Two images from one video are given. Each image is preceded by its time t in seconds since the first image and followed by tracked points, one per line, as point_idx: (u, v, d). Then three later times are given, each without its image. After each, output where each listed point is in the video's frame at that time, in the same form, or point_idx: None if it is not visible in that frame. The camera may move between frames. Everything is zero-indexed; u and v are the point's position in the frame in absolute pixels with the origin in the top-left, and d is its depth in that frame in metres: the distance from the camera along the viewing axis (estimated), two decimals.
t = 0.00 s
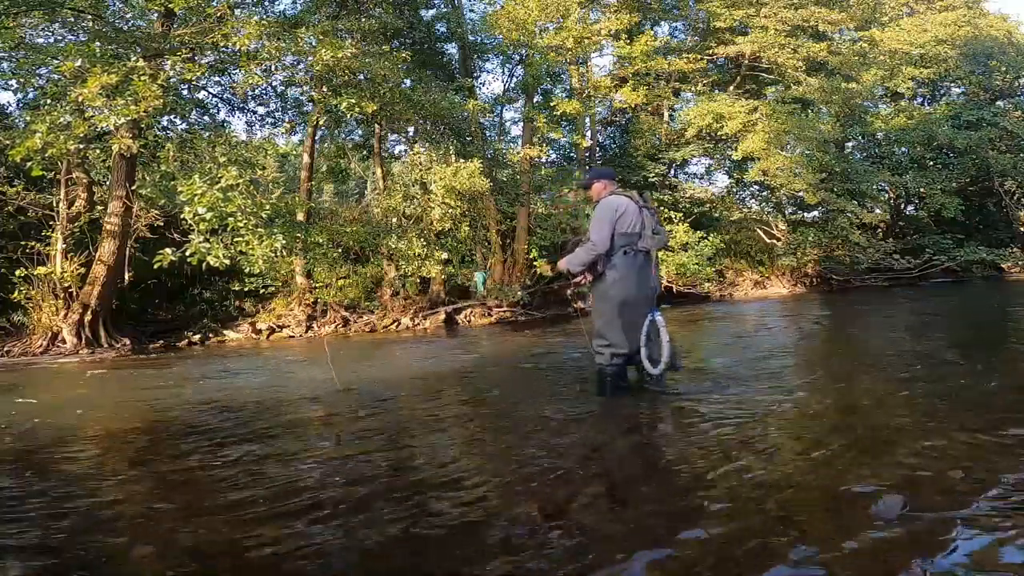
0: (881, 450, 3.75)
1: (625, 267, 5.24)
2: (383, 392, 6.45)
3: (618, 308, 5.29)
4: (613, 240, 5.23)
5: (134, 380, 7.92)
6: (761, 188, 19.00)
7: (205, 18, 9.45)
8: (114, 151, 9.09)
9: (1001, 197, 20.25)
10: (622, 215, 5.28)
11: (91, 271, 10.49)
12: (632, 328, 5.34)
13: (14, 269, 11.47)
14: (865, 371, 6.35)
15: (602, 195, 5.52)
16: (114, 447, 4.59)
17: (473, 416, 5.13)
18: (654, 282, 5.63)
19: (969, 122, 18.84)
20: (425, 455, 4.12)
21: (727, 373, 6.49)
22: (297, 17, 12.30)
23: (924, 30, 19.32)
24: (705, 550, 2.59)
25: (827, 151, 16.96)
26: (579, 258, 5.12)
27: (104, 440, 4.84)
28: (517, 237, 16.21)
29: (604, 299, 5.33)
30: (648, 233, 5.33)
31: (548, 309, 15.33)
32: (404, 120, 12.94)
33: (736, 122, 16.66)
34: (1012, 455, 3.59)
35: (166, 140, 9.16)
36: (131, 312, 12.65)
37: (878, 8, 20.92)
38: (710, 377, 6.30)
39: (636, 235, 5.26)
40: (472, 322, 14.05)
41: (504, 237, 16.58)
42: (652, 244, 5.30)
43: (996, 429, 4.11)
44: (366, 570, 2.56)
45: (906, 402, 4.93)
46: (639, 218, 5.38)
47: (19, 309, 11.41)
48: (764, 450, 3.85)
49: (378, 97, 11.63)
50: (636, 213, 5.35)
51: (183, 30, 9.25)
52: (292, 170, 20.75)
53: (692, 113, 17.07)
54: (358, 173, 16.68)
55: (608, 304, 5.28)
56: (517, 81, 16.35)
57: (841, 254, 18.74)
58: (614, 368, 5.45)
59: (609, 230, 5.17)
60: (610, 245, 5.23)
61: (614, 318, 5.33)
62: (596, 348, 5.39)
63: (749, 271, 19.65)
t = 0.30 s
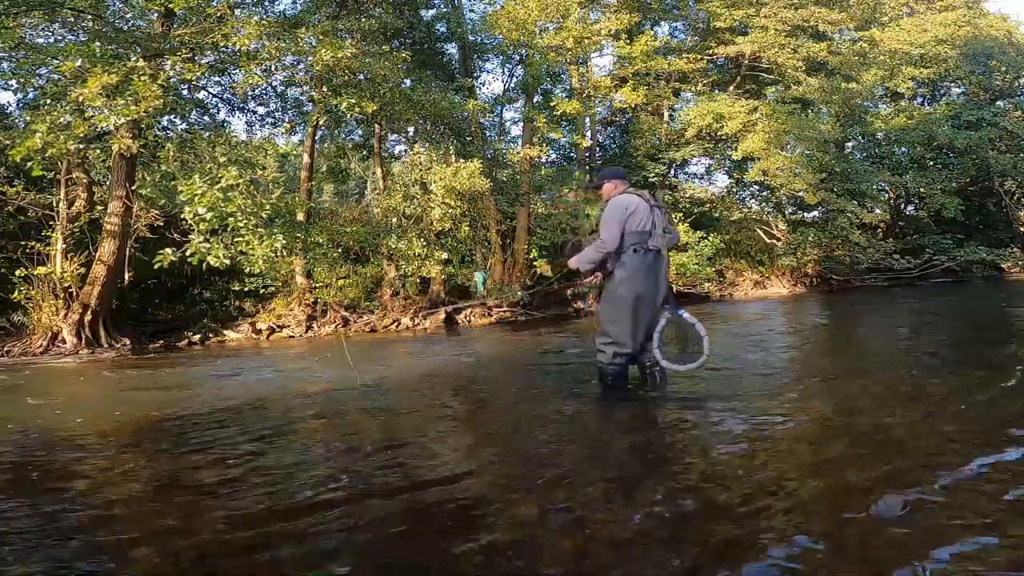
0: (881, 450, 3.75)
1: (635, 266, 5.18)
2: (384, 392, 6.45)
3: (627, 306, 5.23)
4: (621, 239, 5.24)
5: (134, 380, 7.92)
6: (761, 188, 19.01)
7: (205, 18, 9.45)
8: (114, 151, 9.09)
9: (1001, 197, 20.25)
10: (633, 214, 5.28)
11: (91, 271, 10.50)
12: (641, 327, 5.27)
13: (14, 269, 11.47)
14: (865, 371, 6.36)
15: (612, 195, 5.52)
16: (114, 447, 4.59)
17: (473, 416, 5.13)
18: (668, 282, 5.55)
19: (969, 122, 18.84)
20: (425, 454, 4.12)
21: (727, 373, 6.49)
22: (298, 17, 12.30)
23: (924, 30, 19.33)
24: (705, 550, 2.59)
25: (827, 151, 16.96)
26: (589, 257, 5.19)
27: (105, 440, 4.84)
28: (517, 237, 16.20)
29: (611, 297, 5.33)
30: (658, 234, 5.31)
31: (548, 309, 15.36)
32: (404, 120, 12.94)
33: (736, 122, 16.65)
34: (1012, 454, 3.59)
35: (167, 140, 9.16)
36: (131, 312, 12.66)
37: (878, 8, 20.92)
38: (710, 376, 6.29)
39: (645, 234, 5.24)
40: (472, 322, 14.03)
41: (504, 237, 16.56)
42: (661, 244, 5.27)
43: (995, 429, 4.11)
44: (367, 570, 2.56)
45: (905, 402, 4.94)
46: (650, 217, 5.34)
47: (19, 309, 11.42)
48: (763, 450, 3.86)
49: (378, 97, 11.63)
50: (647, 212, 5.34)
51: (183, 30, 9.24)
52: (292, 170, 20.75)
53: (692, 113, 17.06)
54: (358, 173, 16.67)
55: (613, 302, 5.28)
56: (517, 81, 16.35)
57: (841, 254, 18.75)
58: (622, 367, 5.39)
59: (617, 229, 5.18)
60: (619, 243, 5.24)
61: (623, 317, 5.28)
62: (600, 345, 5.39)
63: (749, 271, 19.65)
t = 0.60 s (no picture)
0: (882, 450, 3.75)
1: (635, 261, 5.17)
2: (384, 392, 6.45)
3: (625, 300, 5.21)
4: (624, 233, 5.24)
5: (134, 379, 7.92)
6: (761, 188, 19.02)
7: (205, 18, 9.45)
8: (114, 151, 9.10)
9: (1001, 197, 20.24)
10: (637, 210, 5.27)
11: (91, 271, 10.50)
12: (639, 323, 5.24)
13: (14, 269, 11.47)
14: (866, 371, 6.35)
15: (619, 192, 5.50)
16: (114, 447, 4.58)
17: (473, 416, 5.12)
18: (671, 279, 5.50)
19: (969, 122, 18.84)
20: (425, 455, 4.11)
21: (727, 373, 6.47)
22: (297, 17, 12.30)
23: (924, 30, 19.33)
24: (705, 550, 2.59)
25: (827, 151, 16.96)
26: (591, 250, 5.16)
27: (104, 440, 4.84)
28: (517, 236, 16.20)
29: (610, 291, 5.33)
30: (662, 230, 5.28)
31: (548, 309, 15.37)
32: (404, 120, 12.94)
33: (736, 122, 16.66)
34: (1012, 454, 3.59)
35: (167, 140, 9.17)
36: (131, 312, 12.66)
37: (878, 8, 20.92)
38: (711, 376, 6.28)
39: (648, 230, 5.22)
40: (472, 322, 14.02)
41: (504, 237, 16.56)
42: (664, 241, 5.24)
43: (996, 429, 4.11)
44: (367, 570, 2.55)
45: (906, 402, 4.93)
46: (655, 214, 5.31)
47: (19, 309, 11.42)
48: (764, 450, 3.85)
49: (378, 97, 11.63)
50: (651, 209, 5.32)
51: (183, 30, 9.24)
52: (292, 170, 20.76)
53: (692, 113, 17.07)
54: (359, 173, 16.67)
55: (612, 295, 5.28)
56: (517, 81, 16.35)
57: (841, 254, 18.74)
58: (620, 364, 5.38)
59: (620, 223, 5.18)
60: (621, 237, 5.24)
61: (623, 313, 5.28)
62: (596, 338, 5.40)
63: (749, 271, 19.64)
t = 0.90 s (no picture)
0: (881, 450, 3.74)
1: (629, 257, 5.17)
2: (383, 392, 6.45)
3: (619, 298, 5.21)
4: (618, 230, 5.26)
5: (133, 379, 7.92)
6: (761, 188, 19.01)
7: (205, 18, 9.45)
8: (114, 151, 9.11)
9: (1001, 197, 20.23)
10: (633, 208, 5.27)
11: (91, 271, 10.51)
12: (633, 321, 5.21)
13: (14, 268, 11.47)
14: (866, 371, 6.34)
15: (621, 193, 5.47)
16: (113, 447, 4.59)
17: (473, 416, 5.12)
18: (668, 277, 5.48)
19: (970, 122, 18.82)
20: (424, 454, 4.11)
21: (726, 373, 6.46)
22: (297, 17, 12.31)
23: (924, 30, 19.31)
24: (705, 550, 2.59)
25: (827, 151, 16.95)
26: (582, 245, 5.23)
27: (104, 440, 4.84)
28: (517, 236, 16.19)
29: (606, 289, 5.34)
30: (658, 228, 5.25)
31: (548, 309, 15.37)
32: (404, 120, 12.94)
33: (736, 122, 16.65)
34: (1012, 454, 3.59)
35: (166, 140, 9.17)
36: (131, 312, 12.67)
37: (878, 8, 20.91)
38: (709, 377, 6.27)
39: (642, 228, 5.20)
40: (472, 323, 14.01)
41: (504, 237, 16.56)
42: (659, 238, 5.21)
43: (995, 429, 4.11)
44: (367, 570, 2.55)
45: (906, 402, 4.93)
46: (651, 211, 5.30)
47: (19, 309, 11.43)
48: (763, 450, 3.85)
49: (378, 97, 11.62)
50: (647, 206, 5.31)
51: (183, 30, 9.24)
52: (292, 170, 20.77)
53: (692, 113, 17.06)
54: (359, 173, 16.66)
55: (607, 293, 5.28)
56: (517, 81, 16.35)
57: (842, 254, 18.74)
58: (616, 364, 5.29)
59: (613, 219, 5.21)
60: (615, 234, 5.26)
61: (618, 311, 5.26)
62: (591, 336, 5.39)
63: (749, 271, 19.63)
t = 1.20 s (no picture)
0: (882, 450, 3.74)
1: (623, 260, 5.13)
2: (383, 392, 6.44)
3: (613, 301, 5.16)
4: (612, 233, 5.24)
5: (133, 379, 7.91)
6: (761, 188, 19.00)
7: (205, 18, 9.45)
8: (114, 151, 9.10)
9: (1001, 197, 20.24)
10: (627, 211, 5.26)
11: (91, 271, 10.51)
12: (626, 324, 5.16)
13: (14, 269, 11.47)
14: (866, 371, 6.34)
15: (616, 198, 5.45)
16: (113, 447, 4.58)
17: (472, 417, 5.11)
18: (660, 281, 5.48)
19: (969, 122, 18.83)
20: (425, 455, 4.10)
21: (726, 373, 6.45)
22: (297, 17, 12.31)
23: (924, 30, 19.31)
24: (707, 551, 2.58)
25: (827, 151, 16.96)
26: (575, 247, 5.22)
27: (104, 440, 4.83)
28: (517, 237, 16.18)
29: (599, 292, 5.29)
30: (653, 231, 5.25)
31: (548, 309, 15.37)
32: (404, 120, 12.94)
33: (736, 122, 16.65)
34: (1011, 454, 3.59)
35: (167, 140, 9.17)
36: (131, 312, 12.67)
37: (878, 8, 20.91)
38: (709, 377, 6.26)
39: (637, 230, 5.18)
40: (472, 322, 14.01)
41: (504, 237, 16.55)
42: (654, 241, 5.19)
43: (995, 429, 4.10)
44: (367, 570, 2.55)
45: (905, 403, 4.93)
46: (647, 213, 5.31)
47: (19, 309, 11.43)
48: (764, 450, 3.85)
49: (378, 97, 11.62)
50: (642, 210, 5.29)
51: (183, 30, 9.24)
52: (292, 170, 20.77)
53: (692, 113, 17.06)
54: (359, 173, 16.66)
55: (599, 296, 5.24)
56: (517, 81, 16.36)
57: (841, 254, 18.74)
58: (605, 367, 5.23)
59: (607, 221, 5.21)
60: (608, 237, 5.25)
61: (610, 312, 5.23)
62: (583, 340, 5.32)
63: (749, 271, 19.64)
